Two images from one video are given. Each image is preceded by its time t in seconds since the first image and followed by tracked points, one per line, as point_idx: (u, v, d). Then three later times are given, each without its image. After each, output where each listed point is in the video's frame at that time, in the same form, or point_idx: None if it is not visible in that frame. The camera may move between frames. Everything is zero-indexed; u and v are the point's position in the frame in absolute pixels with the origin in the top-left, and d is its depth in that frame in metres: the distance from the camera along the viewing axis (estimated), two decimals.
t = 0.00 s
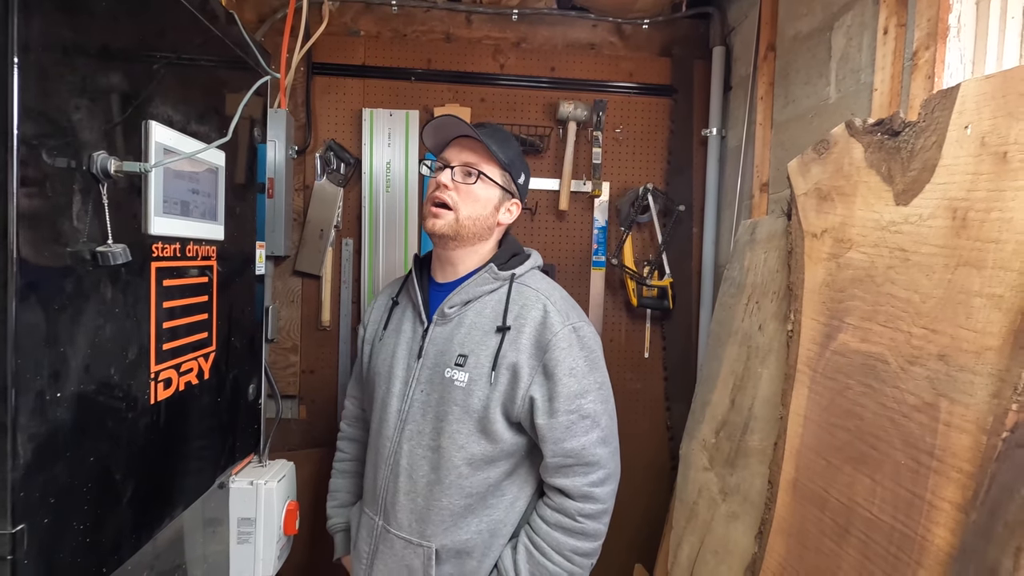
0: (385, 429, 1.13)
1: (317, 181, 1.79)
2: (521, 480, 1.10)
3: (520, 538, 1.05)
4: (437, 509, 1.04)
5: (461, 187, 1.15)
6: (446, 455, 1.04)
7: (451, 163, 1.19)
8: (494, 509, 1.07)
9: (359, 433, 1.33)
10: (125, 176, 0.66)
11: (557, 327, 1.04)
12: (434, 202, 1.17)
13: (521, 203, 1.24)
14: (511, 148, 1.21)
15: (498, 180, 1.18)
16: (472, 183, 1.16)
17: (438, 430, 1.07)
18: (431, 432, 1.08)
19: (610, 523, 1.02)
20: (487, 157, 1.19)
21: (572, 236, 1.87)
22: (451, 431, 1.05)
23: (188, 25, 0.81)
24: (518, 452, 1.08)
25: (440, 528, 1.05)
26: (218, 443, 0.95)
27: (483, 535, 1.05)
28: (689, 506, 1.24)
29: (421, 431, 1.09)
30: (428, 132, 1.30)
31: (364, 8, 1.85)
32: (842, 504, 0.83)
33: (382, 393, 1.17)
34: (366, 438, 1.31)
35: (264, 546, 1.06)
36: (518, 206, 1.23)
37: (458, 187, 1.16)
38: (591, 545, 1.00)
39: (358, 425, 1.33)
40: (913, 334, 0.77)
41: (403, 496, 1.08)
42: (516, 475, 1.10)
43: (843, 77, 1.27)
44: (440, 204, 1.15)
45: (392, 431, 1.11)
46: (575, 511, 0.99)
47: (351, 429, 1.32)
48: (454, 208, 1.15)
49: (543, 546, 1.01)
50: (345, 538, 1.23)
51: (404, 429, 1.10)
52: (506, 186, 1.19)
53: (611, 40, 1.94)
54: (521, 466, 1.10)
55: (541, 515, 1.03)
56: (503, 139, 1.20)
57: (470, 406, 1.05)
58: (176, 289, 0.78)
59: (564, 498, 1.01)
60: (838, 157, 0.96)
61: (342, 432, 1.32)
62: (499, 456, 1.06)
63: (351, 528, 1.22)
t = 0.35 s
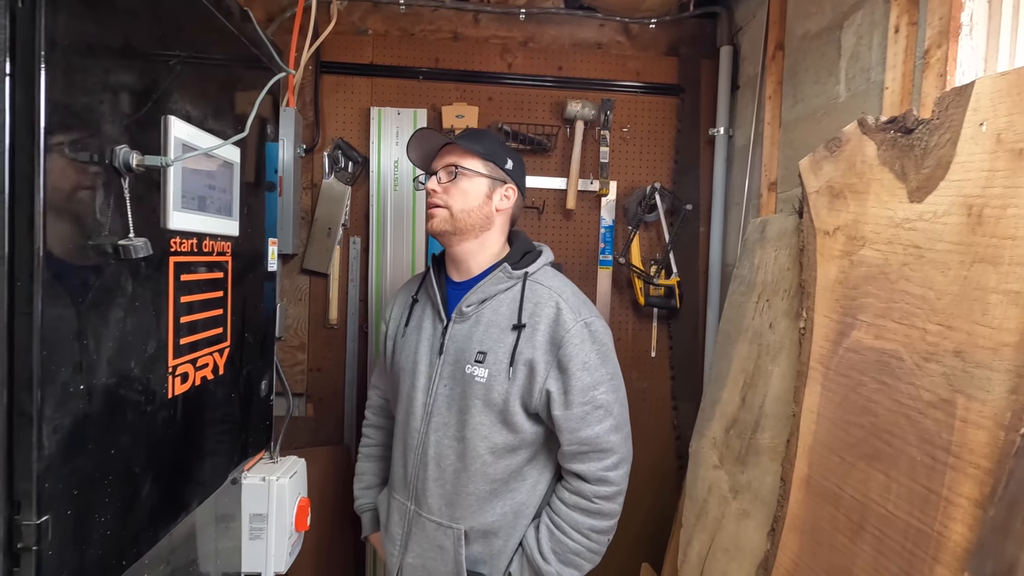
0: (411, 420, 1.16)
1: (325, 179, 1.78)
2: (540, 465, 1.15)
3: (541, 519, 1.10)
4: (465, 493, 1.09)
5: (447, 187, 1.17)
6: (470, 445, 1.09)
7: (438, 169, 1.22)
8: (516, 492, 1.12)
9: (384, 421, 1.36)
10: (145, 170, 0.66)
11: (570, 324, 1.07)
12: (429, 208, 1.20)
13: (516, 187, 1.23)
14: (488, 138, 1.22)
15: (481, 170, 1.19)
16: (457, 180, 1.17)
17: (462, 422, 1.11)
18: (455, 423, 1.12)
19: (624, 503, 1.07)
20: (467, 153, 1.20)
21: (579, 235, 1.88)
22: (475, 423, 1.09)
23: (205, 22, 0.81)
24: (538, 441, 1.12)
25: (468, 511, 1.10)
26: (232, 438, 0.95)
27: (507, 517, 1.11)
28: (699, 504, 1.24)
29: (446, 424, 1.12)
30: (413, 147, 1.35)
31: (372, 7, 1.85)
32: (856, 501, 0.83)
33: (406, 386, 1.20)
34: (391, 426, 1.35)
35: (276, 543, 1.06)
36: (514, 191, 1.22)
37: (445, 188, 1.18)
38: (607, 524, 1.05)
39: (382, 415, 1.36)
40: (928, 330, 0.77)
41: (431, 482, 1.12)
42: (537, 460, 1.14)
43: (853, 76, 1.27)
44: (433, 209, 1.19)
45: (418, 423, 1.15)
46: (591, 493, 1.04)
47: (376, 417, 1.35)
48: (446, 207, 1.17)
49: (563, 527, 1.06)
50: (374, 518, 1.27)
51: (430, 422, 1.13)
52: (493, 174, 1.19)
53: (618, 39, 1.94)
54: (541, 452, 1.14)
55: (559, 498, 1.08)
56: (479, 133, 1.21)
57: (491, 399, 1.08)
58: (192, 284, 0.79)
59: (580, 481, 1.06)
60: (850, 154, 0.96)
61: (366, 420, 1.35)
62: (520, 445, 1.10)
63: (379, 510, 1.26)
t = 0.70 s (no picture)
0: (433, 415, 1.16)
1: (337, 182, 1.77)
2: (557, 464, 1.09)
3: (554, 521, 1.04)
4: (480, 485, 1.07)
5: (449, 206, 1.22)
6: (484, 435, 1.07)
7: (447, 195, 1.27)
8: (531, 490, 1.07)
9: (413, 426, 1.35)
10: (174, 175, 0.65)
11: (580, 315, 1.04)
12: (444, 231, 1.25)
13: (515, 187, 1.21)
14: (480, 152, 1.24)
15: (474, 181, 1.21)
16: (454, 197, 1.21)
17: (478, 413, 1.10)
18: (472, 415, 1.11)
19: (638, 503, 0.98)
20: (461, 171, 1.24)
21: (592, 239, 1.86)
22: (489, 413, 1.07)
23: (228, 23, 0.80)
24: (553, 436, 1.07)
25: (482, 504, 1.07)
26: (252, 445, 0.94)
27: (521, 514, 1.06)
28: (720, 513, 1.22)
29: (464, 415, 1.12)
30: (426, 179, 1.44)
31: (385, 8, 1.84)
32: (891, 513, 0.81)
33: (431, 384, 1.20)
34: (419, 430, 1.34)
35: (294, 550, 1.05)
36: (512, 191, 1.20)
37: (447, 208, 1.23)
38: (619, 525, 0.97)
39: (413, 420, 1.36)
40: (967, 339, 0.75)
41: (449, 475, 1.11)
42: (556, 458, 1.09)
43: (875, 79, 1.26)
44: (442, 232, 1.24)
45: (439, 416, 1.15)
46: (598, 490, 0.97)
47: (406, 422, 1.35)
48: (449, 225, 1.22)
49: (573, 528, 0.99)
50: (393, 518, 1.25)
51: (449, 414, 1.13)
52: (485, 182, 1.20)
53: (632, 41, 1.93)
54: (559, 449, 1.09)
55: (569, 498, 1.02)
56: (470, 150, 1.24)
57: (506, 390, 1.07)
58: (217, 290, 0.78)
59: (589, 478, 0.99)
60: (879, 159, 0.95)
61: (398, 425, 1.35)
62: (535, 438, 1.07)
63: (398, 510, 1.24)
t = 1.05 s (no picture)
0: (447, 414, 1.15)
1: (347, 183, 1.76)
2: (565, 466, 1.05)
3: (560, 525, 1.00)
4: (486, 483, 1.04)
5: (469, 216, 1.23)
6: (492, 431, 1.05)
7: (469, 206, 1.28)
8: (537, 491, 1.03)
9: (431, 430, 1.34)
10: (199, 179, 0.64)
11: (588, 313, 1.02)
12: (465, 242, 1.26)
13: (533, 198, 1.21)
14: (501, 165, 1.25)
15: (493, 192, 1.21)
16: (474, 207, 1.22)
17: (487, 410, 1.08)
18: (482, 412, 1.09)
19: (644, 506, 0.94)
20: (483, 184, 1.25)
21: (603, 242, 1.85)
22: (497, 409, 1.05)
23: (247, 25, 0.79)
24: (562, 436, 1.04)
25: (489, 501, 1.04)
26: (270, 449, 0.93)
27: (527, 515, 1.02)
28: (738, 518, 1.21)
29: (474, 413, 1.10)
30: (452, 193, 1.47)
31: (395, 10, 1.83)
32: (921, 521, 0.80)
33: (446, 385, 1.20)
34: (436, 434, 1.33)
35: (311, 557, 1.01)
36: (529, 201, 1.20)
37: (468, 218, 1.24)
38: (625, 528, 0.93)
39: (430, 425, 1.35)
40: (997, 345, 0.73)
41: (457, 472, 1.09)
42: (564, 461, 1.05)
43: (894, 81, 1.24)
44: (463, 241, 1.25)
45: (451, 415, 1.14)
46: (601, 491, 0.93)
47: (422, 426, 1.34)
48: (468, 234, 1.23)
49: (579, 531, 0.96)
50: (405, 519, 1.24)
51: (460, 412, 1.12)
52: (503, 193, 1.21)
53: (643, 43, 1.92)
54: (569, 451, 1.05)
55: (575, 500, 0.99)
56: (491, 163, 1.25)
57: (514, 386, 1.05)
58: (239, 294, 0.77)
59: (593, 478, 0.96)
60: (903, 162, 0.94)
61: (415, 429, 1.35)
62: (543, 437, 1.03)
63: (408, 509, 1.23)
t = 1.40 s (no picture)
0: (456, 417, 1.16)
1: (354, 187, 1.76)
2: (576, 470, 1.06)
3: (570, 528, 1.01)
4: (497, 485, 1.05)
5: (480, 220, 1.24)
6: (504, 435, 1.06)
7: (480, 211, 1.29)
8: (548, 494, 1.03)
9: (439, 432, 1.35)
10: (222, 187, 0.66)
11: (601, 320, 1.03)
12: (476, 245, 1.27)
13: (543, 202, 1.22)
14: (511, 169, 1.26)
15: (503, 197, 1.22)
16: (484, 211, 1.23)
17: (499, 414, 1.09)
18: (493, 416, 1.10)
19: (655, 510, 0.95)
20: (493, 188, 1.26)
21: (608, 246, 1.86)
22: (509, 413, 1.07)
23: (261, 33, 0.79)
24: (573, 440, 1.05)
25: (500, 504, 1.04)
26: (283, 452, 0.94)
27: (537, 518, 1.03)
28: (745, 521, 1.22)
29: (485, 416, 1.11)
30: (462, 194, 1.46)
31: (402, 14, 1.84)
32: (930, 524, 0.81)
33: (455, 389, 1.21)
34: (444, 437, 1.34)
35: (323, 559, 1.02)
36: (539, 206, 1.22)
37: (479, 223, 1.25)
38: (635, 532, 0.94)
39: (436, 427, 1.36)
40: (1006, 351, 0.74)
41: (468, 475, 1.10)
42: (575, 465, 1.06)
43: (899, 87, 1.25)
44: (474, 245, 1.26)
45: (461, 417, 1.15)
46: (613, 495, 0.94)
47: (430, 429, 1.35)
48: (480, 238, 1.23)
49: (589, 534, 0.97)
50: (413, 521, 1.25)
51: (471, 415, 1.13)
52: (514, 197, 1.22)
53: (648, 48, 1.93)
54: (579, 454, 1.06)
55: (585, 503, 1.00)
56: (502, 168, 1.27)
57: (527, 391, 1.06)
58: (257, 299, 0.78)
59: (604, 482, 0.97)
60: (910, 169, 0.94)
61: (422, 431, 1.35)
62: (554, 441, 1.04)
63: (416, 511, 1.24)
